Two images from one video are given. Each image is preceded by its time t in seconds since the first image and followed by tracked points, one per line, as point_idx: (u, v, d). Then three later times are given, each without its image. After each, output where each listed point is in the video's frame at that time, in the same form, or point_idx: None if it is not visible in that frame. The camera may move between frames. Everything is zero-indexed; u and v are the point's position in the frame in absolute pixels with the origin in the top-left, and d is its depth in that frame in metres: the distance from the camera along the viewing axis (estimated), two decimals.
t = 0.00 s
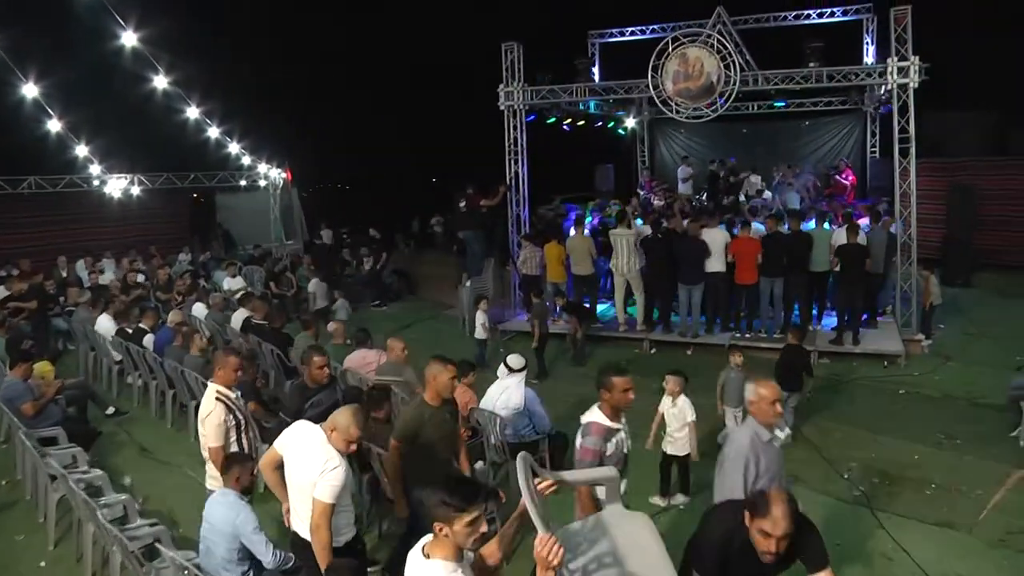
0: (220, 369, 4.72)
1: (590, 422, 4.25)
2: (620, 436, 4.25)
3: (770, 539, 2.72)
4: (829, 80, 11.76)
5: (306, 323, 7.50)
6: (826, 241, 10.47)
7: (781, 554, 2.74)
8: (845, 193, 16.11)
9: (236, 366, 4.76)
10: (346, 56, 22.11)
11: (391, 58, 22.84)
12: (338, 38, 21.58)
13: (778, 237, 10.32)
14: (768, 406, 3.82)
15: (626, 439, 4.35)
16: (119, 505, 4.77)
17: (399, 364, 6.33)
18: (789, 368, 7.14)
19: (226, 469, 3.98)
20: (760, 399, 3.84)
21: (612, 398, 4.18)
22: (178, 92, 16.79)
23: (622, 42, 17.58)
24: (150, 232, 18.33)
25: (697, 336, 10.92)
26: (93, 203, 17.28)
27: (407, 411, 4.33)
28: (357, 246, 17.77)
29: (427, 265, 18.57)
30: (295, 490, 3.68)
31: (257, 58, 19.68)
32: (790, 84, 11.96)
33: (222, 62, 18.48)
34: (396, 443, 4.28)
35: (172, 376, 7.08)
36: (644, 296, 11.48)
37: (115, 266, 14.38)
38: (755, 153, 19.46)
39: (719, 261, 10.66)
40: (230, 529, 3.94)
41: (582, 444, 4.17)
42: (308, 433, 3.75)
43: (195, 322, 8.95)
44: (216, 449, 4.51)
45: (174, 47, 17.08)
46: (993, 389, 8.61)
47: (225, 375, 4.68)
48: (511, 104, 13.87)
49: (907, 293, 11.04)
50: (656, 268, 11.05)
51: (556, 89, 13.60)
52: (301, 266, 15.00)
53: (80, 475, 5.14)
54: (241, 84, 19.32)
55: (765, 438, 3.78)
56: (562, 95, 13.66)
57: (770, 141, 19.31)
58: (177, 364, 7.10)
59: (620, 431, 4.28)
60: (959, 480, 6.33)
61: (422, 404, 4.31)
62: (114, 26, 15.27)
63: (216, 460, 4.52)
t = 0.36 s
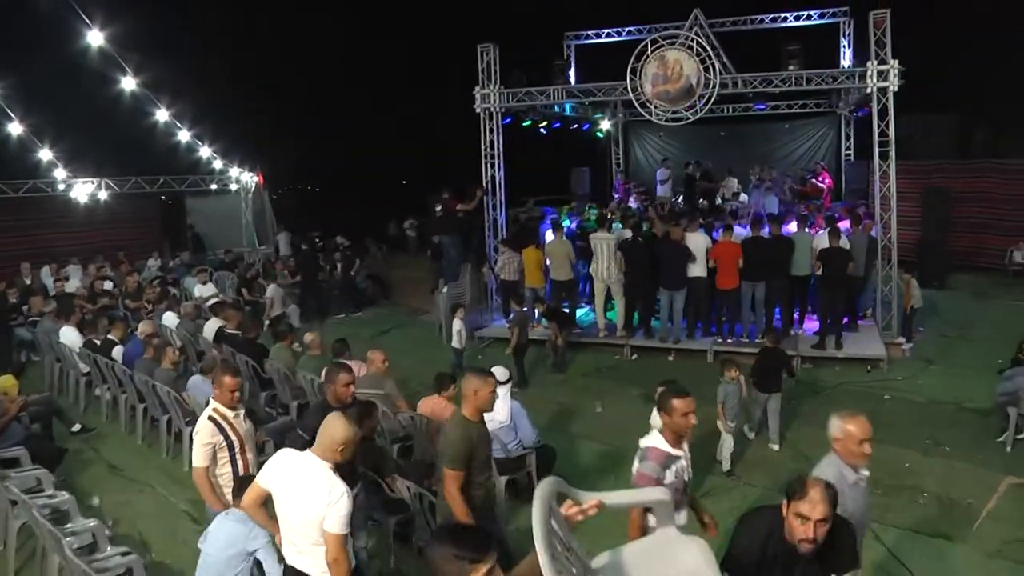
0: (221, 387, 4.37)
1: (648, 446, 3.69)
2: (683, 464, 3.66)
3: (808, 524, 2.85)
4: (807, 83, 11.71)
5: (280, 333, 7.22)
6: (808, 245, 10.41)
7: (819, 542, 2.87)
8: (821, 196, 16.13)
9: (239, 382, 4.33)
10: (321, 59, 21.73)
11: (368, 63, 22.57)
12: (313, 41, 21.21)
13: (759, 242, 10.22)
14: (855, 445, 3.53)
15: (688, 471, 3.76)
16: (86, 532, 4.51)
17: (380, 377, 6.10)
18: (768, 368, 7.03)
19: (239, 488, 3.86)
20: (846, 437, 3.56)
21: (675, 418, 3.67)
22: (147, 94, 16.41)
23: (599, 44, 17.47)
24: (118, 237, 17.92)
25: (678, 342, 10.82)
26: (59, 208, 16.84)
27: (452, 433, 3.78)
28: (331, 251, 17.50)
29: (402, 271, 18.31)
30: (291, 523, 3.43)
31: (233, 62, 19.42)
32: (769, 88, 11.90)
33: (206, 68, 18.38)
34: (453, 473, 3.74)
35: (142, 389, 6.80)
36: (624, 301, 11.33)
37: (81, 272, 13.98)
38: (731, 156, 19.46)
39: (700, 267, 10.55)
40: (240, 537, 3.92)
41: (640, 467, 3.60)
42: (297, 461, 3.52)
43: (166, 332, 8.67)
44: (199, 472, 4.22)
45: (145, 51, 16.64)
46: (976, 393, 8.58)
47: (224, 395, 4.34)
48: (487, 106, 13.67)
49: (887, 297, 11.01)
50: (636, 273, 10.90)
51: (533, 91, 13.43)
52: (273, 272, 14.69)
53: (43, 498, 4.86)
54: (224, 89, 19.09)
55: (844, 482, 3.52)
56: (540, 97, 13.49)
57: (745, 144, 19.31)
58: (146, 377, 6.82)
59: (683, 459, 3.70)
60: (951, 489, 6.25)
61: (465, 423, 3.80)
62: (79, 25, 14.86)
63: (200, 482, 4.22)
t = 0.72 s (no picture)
0: (237, 396, 4.58)
1: (725, 484, 3.59)
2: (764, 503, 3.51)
3: (791, 501, 2.80)
4: (787, 86, 11.64)
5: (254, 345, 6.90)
6: (789, 249, 10.36)
7: (809, 518, 2.79)
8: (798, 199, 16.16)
9: (254, 390, 4.60)
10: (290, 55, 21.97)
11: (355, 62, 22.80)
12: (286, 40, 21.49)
13: (740, 247, 10.15)
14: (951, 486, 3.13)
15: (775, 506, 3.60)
16: (49, 564, 4.22)
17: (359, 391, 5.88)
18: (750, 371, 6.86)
19: (220, 463, 3.86)
20: (941, 475, 3.16)
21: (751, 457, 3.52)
22: (110, 97, 15.56)
23: (575, 46, 17.32)
24: (84, 243, 17.46)
25: (660, 348, 10.70)
26: (23, 213, 16.38)
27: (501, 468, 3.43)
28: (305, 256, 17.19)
29: (375, 276, 18.07)
30: (296, 561, 3.10)
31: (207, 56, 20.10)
32: (748, 91, 11.83)
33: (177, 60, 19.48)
34: (504, 506, 3.42)
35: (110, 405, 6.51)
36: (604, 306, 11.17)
37: (45, 279, 13.57)
38: (706, 158, 19.41)
39: (681, 273, 10.45)
40: (221, 534, 3.78)
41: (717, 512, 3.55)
42: (290, 496, 3.21)
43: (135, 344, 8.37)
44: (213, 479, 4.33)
45: (110, 48, 17.59)
46: (960, 397, 8.56)
47: (240, 403, 4.53)
48: (463, 109, 13.45)
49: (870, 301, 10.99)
50: (617, 278, 10.76)
51: (510, 94, 13.24)
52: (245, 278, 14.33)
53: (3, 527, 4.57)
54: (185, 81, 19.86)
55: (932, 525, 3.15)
56: (517, 100, 13.31)
57: (721, 147, 19.29)
58: (116, 391, 6.54)
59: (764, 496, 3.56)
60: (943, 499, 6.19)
61: (519, 456, 3.47)
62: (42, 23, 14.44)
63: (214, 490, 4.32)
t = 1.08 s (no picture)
0: (247, 419, 4.15)
1: (813, 526, 3.18)
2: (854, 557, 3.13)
3: (711, 557, 2.78)
4: (769, 92, 11.55)
5: (228, 354, 6.62)
6: (772, 256, 10.33)
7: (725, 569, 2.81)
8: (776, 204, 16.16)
9: (267, 411, 4.12)
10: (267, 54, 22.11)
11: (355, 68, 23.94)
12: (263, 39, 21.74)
13: (722, 253, 10.03)
14: None
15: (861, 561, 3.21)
16: None
17: (338, 404, 5.63)
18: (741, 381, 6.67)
19: (165, 461, 3.74)
20: None
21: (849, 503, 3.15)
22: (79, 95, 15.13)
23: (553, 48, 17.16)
24: (49, 244, 16.96)
25: (641, 355, 10.50)
26: None
27: (544, 487, 3.45)
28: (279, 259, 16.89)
29: (350, 279, 17.82)
30: None
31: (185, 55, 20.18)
32: (731, 96, 11.73)
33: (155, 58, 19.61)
34: (533, 520, 3.47)
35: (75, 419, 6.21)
36: (583, 312, 10.98)
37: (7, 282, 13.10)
38: (682, 162, 19.31)
39: (663, 280, 10.27)
40: (174, 544, 3.65)
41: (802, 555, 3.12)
42: (284, 527, 3.03)
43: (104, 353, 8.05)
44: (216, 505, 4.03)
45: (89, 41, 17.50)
46: (943, 406, 8.52)
47: (252, 424, 4.10)
48: (440, 111, 13.22)
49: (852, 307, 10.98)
50: (597, 284, 10.55)
51: (489, 96, 13.03)
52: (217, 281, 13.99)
53: None
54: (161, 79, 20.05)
55: None
56: (496, 103, 13.10)
57: (698, 152, 19.23)
58: (83, 405, 6.24)
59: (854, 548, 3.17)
60: (935, 512, 6.10)
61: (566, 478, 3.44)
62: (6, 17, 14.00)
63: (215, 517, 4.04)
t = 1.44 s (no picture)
0: (256, 443, 3.79)
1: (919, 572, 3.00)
2: None
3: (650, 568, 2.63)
4: (751, 97, 11.47)
5: (202, 365, 6.37)
6: (755, 263, 10.20)
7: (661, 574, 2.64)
8: (755, 210, 16.13)
9: (277, 436, 3.77)
10: (243, 55, 22.08)
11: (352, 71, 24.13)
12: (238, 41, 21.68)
13: (705, 260, 9.95)
14: None
15: None
16: None
17: (317, 418, 5.42)
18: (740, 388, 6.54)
19: (141, 480, 3.48)
20: None
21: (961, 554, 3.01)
22: (45, 94, 14.73)
23: (531, 50, 16.96)
24: (13, 246, 16.47)
25: (622, 363, 10.34)
26: None
27: (620, 530, 3.33)
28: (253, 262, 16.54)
29: (326, 283, 17.52)
30: None
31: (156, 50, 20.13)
32: (713, 100, 11.63)
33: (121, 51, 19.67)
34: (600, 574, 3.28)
35: (42, 432, 5.93)
36: (564, 319, 10.80)
37: None
38: (659, 167, 19.23)
39: (645, 286, 10.14)
40: (147, 573, 3.40)
41: None
42: (278, 556, 2.84)
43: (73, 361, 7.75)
44: (229, 545, 3.53)
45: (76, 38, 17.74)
46: (928, 416, 8.44)
47: (260, 451, 3.73)
48: (418, 113, 12.96)
49: (834, 315, 10.92)
50: (579, 290, 10.37)
51: (468, 98, 12.81)
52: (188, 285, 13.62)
53: None
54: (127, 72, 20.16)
55: None
56: (475, 105, 12.87)
57: (676, 156, 19.11)
58: (49, 418, 5.95)
59: None
60: (928, 526, 6.02)
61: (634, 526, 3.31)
62: None
63: (232, 560, 3.54)
